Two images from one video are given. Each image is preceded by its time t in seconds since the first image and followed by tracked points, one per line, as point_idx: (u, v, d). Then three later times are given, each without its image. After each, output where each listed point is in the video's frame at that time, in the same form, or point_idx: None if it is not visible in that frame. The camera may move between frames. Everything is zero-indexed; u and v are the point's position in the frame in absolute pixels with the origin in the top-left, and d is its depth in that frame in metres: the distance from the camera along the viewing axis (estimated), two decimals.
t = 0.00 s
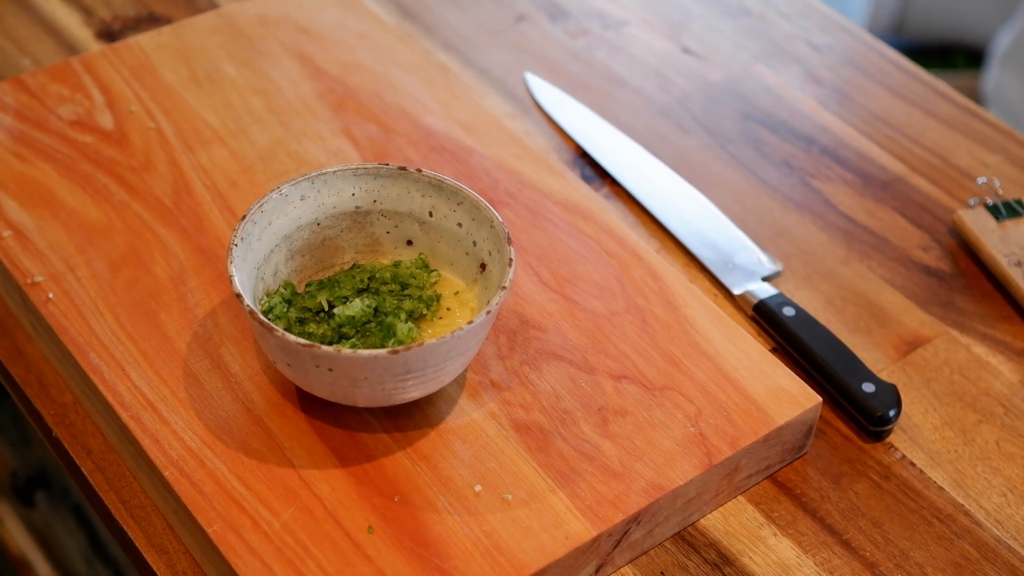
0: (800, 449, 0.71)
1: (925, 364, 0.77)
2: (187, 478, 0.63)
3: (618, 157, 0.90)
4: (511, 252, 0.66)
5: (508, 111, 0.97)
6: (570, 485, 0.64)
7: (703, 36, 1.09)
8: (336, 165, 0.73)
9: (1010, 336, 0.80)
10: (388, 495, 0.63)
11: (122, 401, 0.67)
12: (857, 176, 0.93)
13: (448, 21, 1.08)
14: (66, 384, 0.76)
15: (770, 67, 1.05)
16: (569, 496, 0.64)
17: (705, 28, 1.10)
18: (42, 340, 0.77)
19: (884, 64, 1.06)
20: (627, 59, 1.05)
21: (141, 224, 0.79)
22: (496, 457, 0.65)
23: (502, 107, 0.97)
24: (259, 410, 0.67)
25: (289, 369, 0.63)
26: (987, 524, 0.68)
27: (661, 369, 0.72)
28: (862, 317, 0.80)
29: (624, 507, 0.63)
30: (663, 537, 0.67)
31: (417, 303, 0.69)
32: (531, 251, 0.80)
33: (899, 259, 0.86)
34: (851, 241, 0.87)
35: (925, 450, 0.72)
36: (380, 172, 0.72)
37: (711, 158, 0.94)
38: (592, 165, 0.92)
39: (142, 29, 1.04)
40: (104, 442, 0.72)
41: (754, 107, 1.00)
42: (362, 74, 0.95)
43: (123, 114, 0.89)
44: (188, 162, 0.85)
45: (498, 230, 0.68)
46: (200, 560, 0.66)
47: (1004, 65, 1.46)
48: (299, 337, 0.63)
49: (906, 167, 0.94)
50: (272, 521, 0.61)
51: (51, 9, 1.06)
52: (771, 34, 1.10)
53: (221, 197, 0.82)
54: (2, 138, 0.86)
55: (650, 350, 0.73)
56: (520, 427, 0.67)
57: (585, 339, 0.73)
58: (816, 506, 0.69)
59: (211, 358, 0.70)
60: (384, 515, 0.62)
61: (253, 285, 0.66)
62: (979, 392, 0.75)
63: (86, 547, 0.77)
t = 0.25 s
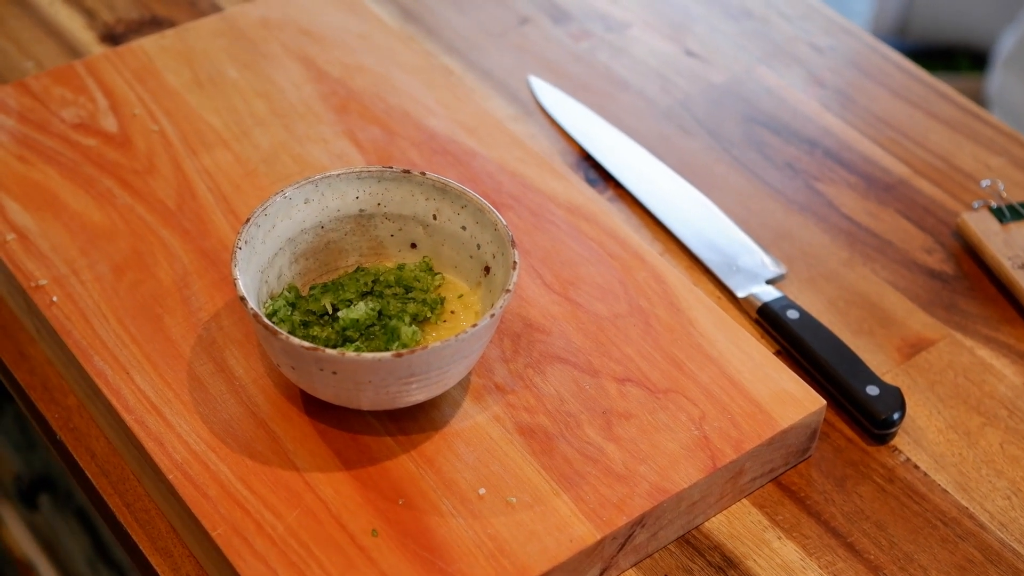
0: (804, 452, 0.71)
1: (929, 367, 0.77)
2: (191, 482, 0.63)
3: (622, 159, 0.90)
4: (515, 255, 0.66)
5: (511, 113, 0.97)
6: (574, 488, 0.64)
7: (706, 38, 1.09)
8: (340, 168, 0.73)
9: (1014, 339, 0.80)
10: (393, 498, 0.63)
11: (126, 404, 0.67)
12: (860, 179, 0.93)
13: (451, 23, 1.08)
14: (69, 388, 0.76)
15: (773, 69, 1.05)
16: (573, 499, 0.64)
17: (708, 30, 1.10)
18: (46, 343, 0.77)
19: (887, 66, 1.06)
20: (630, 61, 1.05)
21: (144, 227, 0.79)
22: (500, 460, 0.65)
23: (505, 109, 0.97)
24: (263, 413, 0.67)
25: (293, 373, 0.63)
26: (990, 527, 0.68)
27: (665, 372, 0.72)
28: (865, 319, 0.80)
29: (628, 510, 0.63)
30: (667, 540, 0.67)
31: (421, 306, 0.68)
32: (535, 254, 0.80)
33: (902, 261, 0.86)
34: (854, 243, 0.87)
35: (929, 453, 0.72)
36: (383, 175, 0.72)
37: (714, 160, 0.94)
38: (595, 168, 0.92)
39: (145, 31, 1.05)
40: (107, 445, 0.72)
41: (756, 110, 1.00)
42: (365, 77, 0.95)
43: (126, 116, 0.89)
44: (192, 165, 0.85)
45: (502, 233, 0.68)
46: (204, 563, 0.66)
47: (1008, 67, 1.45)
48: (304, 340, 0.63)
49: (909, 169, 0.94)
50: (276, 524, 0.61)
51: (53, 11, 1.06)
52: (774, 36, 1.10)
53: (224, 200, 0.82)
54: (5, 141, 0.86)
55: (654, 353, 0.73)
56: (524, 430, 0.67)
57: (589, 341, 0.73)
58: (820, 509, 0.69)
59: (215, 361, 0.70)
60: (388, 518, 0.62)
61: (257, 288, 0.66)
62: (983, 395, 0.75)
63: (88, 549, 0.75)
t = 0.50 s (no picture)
0: (807, 451, 0.71)
1: (933, 366, 0.77)
2: (195, 479, 0.63)
3: (626, 158, 0.90)
4: (519, 254, 0.66)
5: (516, 112, 0.97)
6: (577, 487, 0.64)
7: (711, 38, 1.09)
8: (345, 166, 0.73)
9: (1018, 339, 0.80)
10: (396, 496, 0.63)
11: (130, 401, 0.67)
12: (865, 179, 0.93)
13: (457, 22, 1.08)
14: (73, 385, 0.76)
15: (778, 69, 1.05)
16: (576, 497, 0.64)
17: (713, 30, 1.10)
18: (50, 340, 0.78)
19: (892, 67, 1.06)
20: (635, 60, 1.05)
21: (149, 224, 0.79)
22: (503, 458, 0.65)
23: (510, 108, 0.97)
24: (266, 410, 0.67)
25: (297, 370, 0.63)
26: (993, 526, 0.68)
27: (669, 371, 0.72)
28: (869, 319, 0.80)
29: (631, 509, 0.63)
30: (670, 539, 0.67)
31: (425, 304, 0.69)
32: (539, 253, 0.80)
33: (907, 261, 0.86)
34: (858, 243, 0.87)
35: (932, 453, 0.72)
36: (388, 173, 0.72)
37: (719, 160, 0.94)
38: (600, 167, 0.92)
39: (150, 29, 1.05)
40: (111, 442, 0.73)
41: (761, 109, 1.00)
42: (371, 75, 0.95)
43: (131, 114, 0.90)
44: (196, 163, 0.85)
45: (506, 231, 0.68)
46: (207, 561, 0.66)
47: (1012, 68, 1.45)
48: (308, 338, 0.63)
49: (914, 169, 0.94)
50: (280, 521, 0.61)
51: (59, 9, 1.06)
52: (779, 36, 1.10)
53: (229, 197, 0.82)
54: (11, 139, 0.87)
55: (658, 352, 0.73)
56: (528, 429, 0.67)
57: (593, 340, 0.73)
58: (823, 508, 0.69)
59: (219, 359, 0.70)
60: (392, 516, 0.62)
61: (261, 286, 0.66)
62: (987, 395, 0.75)
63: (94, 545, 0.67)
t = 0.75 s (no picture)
0: (808, 452, 0.71)
1: (934, 367, 0.77)
2: (196, 479, 0.63)
3: (628, 159, 0.90)
4: (521, 254, 0.66)
5: (518, 112, 0.97)
6: (578, 487, 0.64)
7: (713, 38, 1.09)
8: (346, 166, 0.73)
9: (1019, 340, 0.80)
10: (397, 496, 0.63)
11: (131, 401, 0.67)
12: (867, 179, 0.93)
13: (458, 22, 1.08)
14: (74, 384, 0.76)
15: (779, 69, 1.05)
16: (577, 497, 0.64)
17: (715, 30, 1.10)
18: (51, 339, 0.78)
19: (894, 67, 1.06)
20: (636, 60, 1.05)
21: (150, 224, 0.79)
22: (504, 458, 0.65)
23: (511, 108, 0.97)
24: (267, 410, 0.67)
25: (298, 370, 0.63)
26: (994, 527, 0.68)
27: (670, 371, 0.72)
28: (870, 319, 0.80)
29: (632, 509, 0.63)
30: (671, 539, 0.67)
31: (426, 305, 0.69)
32: (540, 253, 0.80)
33: (908, 262, 0.86)
34: (859, 243, 0.87)
35: (933, 454, 0.72)
36: (390, 173, 0.72)
37: (720, 160, 0.94)
38: (601, 167, 0.92)
39: (152, 28, 1.05)
40: (112, 442, 0.73)
41: (763, 110, 1.00)
42: (372, 75, 0.95)
43: (133, 113, 0.90)
44: (198, 163, 0.85)
45: (508, 231, 0.68)
46: (208, 560, 0.66)
47: (1013, 69, 1.45)
48: (309, 338, 0.63)
49: (915, 170, 0.94)
50: (281, 521, 0.61)
51: (61, 8, 1.06)
52: (781, 36, 1.10)
53: (230, 197, 0.82)
54: (12, 138, 0.87)
55: (659, 353, 0.73)
56: (529, 429, 0.67)
57: (594, 340, 0.73)
58: (824, 509, 0.69)
59: (220, 358, 0.70)
60: (393, 516, 0.62)
61: (262, 286, 0.66)
62: (988, 396, 0.75)
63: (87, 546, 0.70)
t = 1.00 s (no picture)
0: (807, 451, 0.71)
1: (933, 366, 0.77)
2: (194, 476, 0.63)
3: (627, 157, 0.90)
4: (520, 252, 0.66)
5: (517, 111, 0.97)
6: (577, 485, 0.64)
7: (713, 37, 1.09)
8: (345, 164, 0.73)
9: (1018, 339, 0.80)
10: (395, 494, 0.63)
11: (130, 398, 0.67)
12: (866, 179, 0.93)
13: (459, 21, 1.08)
14: (73, 382, 0.76)
15: (779, 68, 1.05)
16: (575, 496, 0.64)
17: (714, 29, 1.10)
18: (50, 337, 0.78)
19: (893, 67, 1.06)
20: (636, 59, 1.05)
21: (149, 221, 0.79)
22: (502, 457, 0.65)
23: (511, 106, 0.97)
24: (266, 408, 0.67)
25: (297, 368, 0.63)
26: (993, 527, 0.68)
27: (668, 370, 0.72)
28: (870, 318, 0.80)
29: (630, 508, 0.63)
30: (669, 538, 0.67)
31: (425, 303, 0.69)
32: (539, 251, 0.80)
33: (907, 262, 0.85)
34: (858, 243, 0.87)
35: (932, 453, 0.72)
36: (388, 171, 0.72)
37: (720, 159, 0.94)
38: (601, 166, 0.92)
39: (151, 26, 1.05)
40: (111, 439, 0.73)
41: (763, 109, 1.00)
42: (372, 73, 0.95)
43: (132, 111, 0.90)
44: (197, 161, 0.85)
45: (506, 230, 0.68)
46: (207, 557, 0.66)
47: (1013, 68, 1.45)
48: (308, 336, 0.63)
49: (914, 169, 0.94)
50: (279, 519, 0.61)
51: (61, 6, 1.07)
52: (781, 35, 1.10)
53: (229, 195, 0.82)
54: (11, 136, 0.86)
55: (658, 351, 0.73)
56: (527, 427, 0.67)
57: (593, 339, 0.73)
58: (823, 508, 0.69)
59: (219, 356, 0.70)
60: (391, 514, 0.62)
61: (261, 283, 0.66)
62: (987, 395, 0.75)
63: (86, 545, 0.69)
